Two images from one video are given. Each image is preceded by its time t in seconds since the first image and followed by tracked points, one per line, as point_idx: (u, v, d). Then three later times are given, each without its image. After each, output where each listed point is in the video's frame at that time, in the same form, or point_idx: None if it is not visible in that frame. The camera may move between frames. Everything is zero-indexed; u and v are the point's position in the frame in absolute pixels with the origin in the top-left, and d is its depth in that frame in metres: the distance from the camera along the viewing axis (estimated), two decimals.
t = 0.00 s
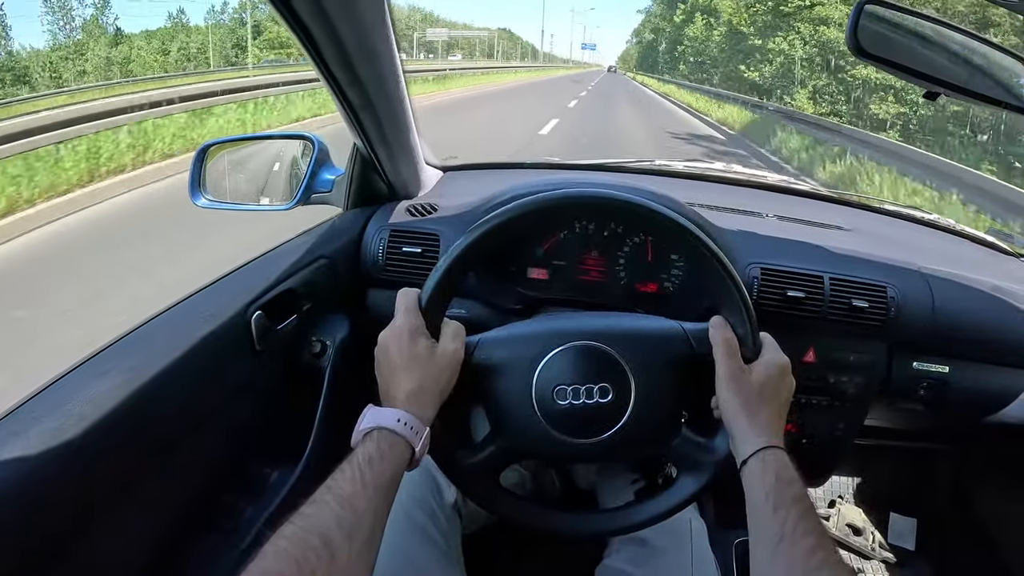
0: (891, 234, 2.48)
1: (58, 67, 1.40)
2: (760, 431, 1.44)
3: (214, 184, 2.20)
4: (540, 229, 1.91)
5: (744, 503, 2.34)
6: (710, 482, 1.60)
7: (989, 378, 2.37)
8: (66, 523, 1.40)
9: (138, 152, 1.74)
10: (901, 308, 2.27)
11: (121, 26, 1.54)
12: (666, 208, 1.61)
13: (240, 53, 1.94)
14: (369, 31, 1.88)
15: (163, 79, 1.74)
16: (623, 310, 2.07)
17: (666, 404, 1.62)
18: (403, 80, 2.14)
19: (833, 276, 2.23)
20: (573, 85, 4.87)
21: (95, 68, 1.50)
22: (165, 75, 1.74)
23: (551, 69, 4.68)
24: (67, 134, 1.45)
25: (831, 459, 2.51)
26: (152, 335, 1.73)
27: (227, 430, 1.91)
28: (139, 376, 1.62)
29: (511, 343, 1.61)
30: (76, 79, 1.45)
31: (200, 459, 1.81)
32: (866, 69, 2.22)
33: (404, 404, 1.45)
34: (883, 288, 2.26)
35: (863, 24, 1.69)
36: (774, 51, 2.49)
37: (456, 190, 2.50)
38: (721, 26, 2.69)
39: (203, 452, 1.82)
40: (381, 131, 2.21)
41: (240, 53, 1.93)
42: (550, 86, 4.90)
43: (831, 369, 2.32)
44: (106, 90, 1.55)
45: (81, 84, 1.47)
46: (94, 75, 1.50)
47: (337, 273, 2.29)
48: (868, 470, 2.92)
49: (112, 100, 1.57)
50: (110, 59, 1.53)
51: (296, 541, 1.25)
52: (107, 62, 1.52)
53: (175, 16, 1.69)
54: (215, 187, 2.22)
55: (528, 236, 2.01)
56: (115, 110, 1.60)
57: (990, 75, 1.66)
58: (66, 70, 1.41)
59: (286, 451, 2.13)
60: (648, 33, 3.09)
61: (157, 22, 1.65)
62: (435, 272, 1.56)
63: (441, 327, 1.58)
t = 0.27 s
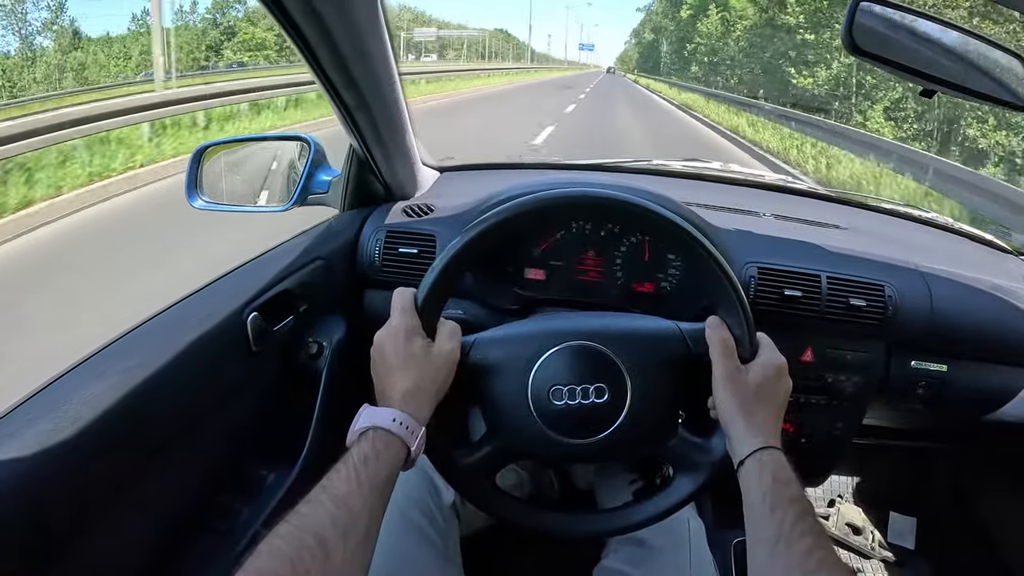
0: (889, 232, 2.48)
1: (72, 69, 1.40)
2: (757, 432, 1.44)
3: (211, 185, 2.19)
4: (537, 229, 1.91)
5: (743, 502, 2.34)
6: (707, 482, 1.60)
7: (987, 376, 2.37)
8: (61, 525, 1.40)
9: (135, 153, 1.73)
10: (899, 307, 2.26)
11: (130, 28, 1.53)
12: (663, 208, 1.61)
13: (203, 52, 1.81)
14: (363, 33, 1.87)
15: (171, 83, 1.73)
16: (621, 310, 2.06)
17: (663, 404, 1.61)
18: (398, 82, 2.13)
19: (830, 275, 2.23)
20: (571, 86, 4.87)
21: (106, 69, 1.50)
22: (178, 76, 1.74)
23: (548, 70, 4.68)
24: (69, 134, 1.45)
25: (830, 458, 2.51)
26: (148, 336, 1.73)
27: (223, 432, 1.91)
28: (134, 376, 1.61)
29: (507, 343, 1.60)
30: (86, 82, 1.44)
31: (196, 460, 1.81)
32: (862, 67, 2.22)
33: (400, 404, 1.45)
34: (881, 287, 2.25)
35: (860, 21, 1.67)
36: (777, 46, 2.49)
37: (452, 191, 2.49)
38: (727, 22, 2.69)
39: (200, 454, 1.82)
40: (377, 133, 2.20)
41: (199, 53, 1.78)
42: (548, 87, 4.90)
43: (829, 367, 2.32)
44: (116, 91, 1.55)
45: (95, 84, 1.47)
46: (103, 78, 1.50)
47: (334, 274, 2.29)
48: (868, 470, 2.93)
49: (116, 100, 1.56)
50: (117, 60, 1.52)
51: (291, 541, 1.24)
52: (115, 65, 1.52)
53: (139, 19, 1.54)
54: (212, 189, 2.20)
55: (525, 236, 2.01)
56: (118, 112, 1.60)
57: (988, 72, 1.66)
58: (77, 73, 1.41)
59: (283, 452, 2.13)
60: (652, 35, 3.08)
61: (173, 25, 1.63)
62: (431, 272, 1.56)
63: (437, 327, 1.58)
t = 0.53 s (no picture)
0: (888, 232, 2.48)
1: (59, 69, 1.39)
2: (758, 431, 1.44)
3: (211, 189, 2.20)
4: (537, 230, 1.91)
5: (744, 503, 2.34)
6: (708, 482, 1.60)
7: (986, 376, 2.37)
8: (64, 529, 1.41)
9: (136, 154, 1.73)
10: (899, 307, 2.27)
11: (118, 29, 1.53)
12: (663, 209, 1.61)
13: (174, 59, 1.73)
14: (363, 35, 1.88)
15: (165, 84, 1.73)
16: (620, 311, 2.06)
17: (663, 405, 1.62)
18: (398, 84, 2.14)
19: (830, 275, 2.23)
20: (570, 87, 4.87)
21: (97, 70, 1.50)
22: (171, 75, 1.73)
23: (547, 71, 4.69)
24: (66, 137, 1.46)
25: (830, 458, 2.51)
26: (150, 340, 1.73)
27: (225, 434, 1.91)
28: (135, 380, 1.62)
29: (507, 345, 1.61)
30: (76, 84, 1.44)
31: (198, 463, 1.81)
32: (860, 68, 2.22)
33: (401, 407, 1.45)
34: (880, 286, 2.26)
35: (857, 23, 1.69)
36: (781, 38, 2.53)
37: (452, 193, 2.50)
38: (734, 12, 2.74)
39: (201, 457, 1.82)
40: (376, 135, 2.21)
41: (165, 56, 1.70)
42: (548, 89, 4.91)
43: (829, 367, 2.32)
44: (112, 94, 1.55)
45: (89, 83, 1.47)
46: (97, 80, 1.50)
47: (335, 276, 2.29)
48: (867, 470, 2.92)
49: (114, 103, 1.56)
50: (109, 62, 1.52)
51: (293, 544, 1.25)
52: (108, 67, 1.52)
53: (97, 20, 1.46)
54: (212, 192, 2.21)
55: (524, 237, 2.01)
56: (117, 115, 1.60)
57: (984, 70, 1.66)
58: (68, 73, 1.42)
59: (284, 455, 2.13)
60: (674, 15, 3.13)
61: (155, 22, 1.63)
62: (432, 274, 1.56)
63: (438, 330, 1.58)
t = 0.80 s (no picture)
0: (888, 234, 2.49)
1: (54, 68, 1.40)
2: (761, 430, 1.45)
3: (212, 190, 2.20)
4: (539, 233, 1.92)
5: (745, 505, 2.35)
6: (710, 483, 1.60)
7: (985, 377, 2.38)
8: (67, 531, 1.41)
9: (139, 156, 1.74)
10: (899, 308, 2.27)
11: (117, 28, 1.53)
12: (665, 211, 1.62)
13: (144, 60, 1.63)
14: (367, 36, 1.88)
15: (169, 85, 1.74)
16: (622, 312, 2.07)
17: (665, 407, 1.62)
18: (401, 85, 2.14)
19: (830, 278, 2.24)
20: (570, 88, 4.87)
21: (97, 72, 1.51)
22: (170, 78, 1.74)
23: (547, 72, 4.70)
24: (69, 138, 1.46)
25: (831, 459, 2.52)
26: (153, 342, 1.73)
27: (227, 436, 1.91)
28: (138, 382, 1.62)
29: (510, 348, 1.61)
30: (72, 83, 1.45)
31: (200, 464, 1.81)
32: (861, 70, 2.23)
33: (405, 410, 1.45)
34: (880, 288, 2.26)
35: (859, 27, 1.71)
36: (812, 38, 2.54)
37: (453, 194, 2.50)
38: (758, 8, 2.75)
39: (203, 458, 1.83)
40: (378, 136, 2.21)
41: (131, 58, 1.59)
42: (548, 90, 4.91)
43: (829, 369, 2.33)
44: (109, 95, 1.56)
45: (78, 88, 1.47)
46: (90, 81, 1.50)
47: (336, 278, 2.29)
48: (867, 470, 2.93)
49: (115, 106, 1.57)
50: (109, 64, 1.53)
51: (298, 547, 1.25)
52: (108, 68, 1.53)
53: (95, 18, 1.47)
54: (214, 194, 2.22)
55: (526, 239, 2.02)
56: (120, 115, 1.61)
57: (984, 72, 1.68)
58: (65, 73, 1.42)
59: (286, 457, 2.13)
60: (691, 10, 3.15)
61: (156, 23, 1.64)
62: (435, 276, 1.57)
63: (441, 333, 1.59)
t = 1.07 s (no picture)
0: (888, 234, 2.48)
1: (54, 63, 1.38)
2: (760, 432, 1.44)
3: (209, 188, 2.19)
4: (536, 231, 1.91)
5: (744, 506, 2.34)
6: (708, 484, 1.59)
7: (984, 377, 2.38)
8: (60, 532, 1.39)
9: (134, 157, 1.72)
10: (899, 309, 2.26)
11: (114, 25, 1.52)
12: (662, 209, 1.61)
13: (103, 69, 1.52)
14: (365, 34, 1.87)
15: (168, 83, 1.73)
16: (620, 312, 2.06)
17: (663, 407, 1.61)
18: (398, 84, 2.13)
19: (830, 278, 2.23)
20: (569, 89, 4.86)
21: (96, 69, 1.50)
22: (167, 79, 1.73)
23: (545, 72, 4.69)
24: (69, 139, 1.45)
25: (830, 460, 2.51)
26: (148, 341, 1.72)
27: (222, 436, 1.90)
28: (133, 381, 1.61)
29: (507, 347, 1.60)
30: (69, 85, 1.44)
31: (196, 464, 1.80)
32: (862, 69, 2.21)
33: (401, 408, 1.44)
34: (880, 288, 2.25)
35: (858, 25, 1.69)
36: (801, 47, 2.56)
37: (451, 193, 2.49)
38: (750, 12, 2.74)
39: (199, 458, 1.81)
40: (376, 135, 2.20)
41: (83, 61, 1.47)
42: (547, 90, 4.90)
43: (828, 369, 2.32)
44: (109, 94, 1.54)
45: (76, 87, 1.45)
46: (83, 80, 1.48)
47: (333, 277, 2.28)
48: (865, 470, 2.91)
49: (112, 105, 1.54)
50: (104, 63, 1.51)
51: (293, 546, 1.24)
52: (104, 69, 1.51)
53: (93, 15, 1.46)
54: (211, 192, 2.20)
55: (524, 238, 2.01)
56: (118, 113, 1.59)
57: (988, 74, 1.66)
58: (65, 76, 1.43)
59: (282, 457, 2.12)
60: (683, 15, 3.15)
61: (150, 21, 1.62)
62: (433, 275, 1.55)
63: (438, 331, 1.58)
